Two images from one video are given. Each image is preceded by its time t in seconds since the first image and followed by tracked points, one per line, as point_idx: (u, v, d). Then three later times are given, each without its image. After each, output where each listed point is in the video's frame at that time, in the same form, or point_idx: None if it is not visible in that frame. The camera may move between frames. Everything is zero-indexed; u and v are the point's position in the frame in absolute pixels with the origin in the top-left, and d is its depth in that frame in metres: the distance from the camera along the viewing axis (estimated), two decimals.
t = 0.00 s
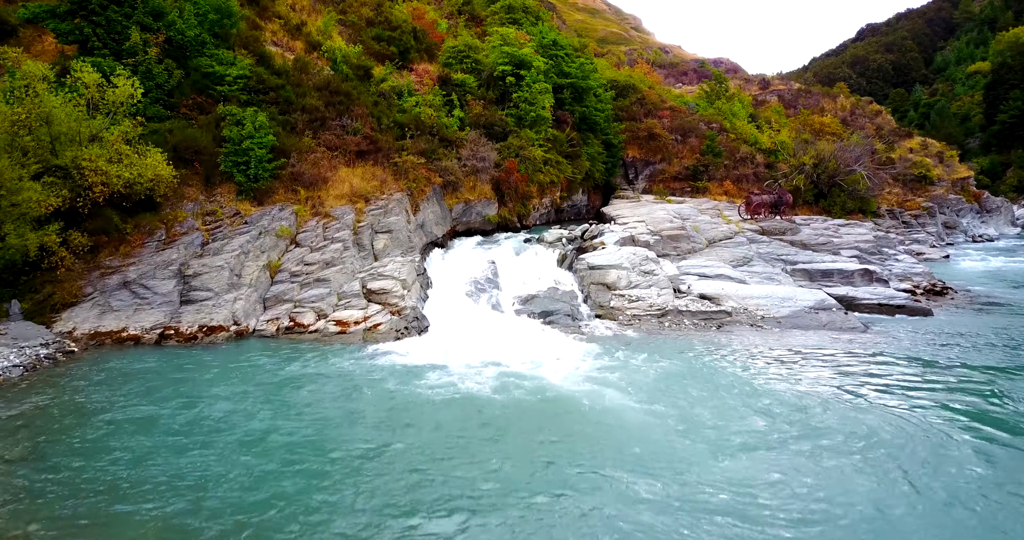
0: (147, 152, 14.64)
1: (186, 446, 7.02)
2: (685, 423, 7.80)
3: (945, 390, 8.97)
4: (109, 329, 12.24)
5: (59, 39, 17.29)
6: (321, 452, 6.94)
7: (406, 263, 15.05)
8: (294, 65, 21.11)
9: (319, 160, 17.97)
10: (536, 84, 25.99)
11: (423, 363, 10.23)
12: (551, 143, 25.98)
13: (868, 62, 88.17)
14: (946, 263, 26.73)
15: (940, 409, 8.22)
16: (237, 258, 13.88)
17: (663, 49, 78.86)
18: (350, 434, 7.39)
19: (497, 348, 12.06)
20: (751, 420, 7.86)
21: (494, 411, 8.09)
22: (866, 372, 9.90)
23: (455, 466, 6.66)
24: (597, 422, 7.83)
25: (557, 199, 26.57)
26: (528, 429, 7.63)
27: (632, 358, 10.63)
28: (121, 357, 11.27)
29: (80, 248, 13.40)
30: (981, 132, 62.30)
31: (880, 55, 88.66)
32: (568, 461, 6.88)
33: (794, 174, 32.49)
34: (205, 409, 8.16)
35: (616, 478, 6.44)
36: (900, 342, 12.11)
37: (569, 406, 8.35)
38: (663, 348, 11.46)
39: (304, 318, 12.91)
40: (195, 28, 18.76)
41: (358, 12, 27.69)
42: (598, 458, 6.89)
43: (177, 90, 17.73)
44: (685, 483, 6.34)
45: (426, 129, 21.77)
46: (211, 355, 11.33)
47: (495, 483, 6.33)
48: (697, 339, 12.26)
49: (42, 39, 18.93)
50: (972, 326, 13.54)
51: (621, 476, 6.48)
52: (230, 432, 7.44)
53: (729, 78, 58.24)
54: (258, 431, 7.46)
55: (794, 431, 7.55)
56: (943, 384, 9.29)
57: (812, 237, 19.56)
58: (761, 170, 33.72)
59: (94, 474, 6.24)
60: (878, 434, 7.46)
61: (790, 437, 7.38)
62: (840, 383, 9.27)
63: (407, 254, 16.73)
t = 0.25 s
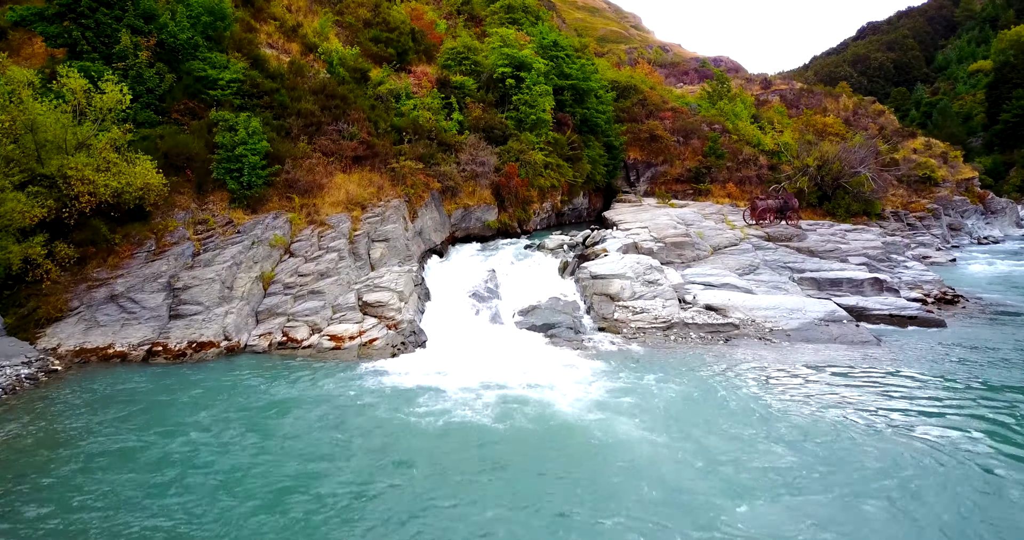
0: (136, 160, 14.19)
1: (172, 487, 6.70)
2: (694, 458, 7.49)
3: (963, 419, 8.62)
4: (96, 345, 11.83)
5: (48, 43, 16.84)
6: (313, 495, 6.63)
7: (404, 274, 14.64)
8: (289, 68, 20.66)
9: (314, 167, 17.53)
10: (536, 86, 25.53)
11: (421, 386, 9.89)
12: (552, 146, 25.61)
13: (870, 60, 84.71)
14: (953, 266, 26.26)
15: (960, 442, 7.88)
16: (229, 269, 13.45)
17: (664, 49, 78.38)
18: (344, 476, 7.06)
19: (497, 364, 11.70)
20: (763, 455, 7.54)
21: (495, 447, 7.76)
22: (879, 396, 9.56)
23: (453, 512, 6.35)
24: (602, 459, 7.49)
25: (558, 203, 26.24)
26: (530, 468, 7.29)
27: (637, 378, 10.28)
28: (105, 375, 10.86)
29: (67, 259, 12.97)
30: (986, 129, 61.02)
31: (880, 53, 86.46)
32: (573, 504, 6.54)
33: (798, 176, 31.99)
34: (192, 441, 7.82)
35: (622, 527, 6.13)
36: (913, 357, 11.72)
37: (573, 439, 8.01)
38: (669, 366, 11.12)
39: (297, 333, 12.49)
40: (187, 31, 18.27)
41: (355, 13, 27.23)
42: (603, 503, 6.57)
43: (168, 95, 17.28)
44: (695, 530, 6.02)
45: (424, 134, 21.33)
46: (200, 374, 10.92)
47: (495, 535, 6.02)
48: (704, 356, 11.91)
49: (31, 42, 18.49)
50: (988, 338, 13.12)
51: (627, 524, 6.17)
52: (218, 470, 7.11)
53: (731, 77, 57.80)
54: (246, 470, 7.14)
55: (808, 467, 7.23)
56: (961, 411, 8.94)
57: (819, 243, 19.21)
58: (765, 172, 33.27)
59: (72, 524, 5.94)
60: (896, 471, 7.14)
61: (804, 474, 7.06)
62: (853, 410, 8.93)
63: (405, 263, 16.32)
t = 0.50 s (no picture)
0: (123, 167, 13.72)
1: (150, 528, 6.38)
2: (698, 491, 7.18)
3: (977, 446, 8.30)
4: (79, 360, 11.50)
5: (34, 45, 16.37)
6: (298, 536, 6.30)
7: (398, 283, 14.24)
8: (282, 70, 20.24)
9: (308, 172, 17.11)
10: (535, 87, 25.12)
11: (415, 408, 9.57)
12: (551, 149, 25.29)
13: (869, 59, 82.22)
14: (958, 269, 25.88)
15: (976, 472, 7.55)
16: (218, 279, 13.05)
17: (663, 48, 77.85)
18: (333, 510, 6.78)
19: (494, 379, 11.32)
20: (770, 487, 7.21)
21: (491, 480, 7.44)
22: (889, 418, 9.23)
23: None
24: (603, 493, 7.17)
25: (557, 207, 26.00)
26: (527, 502, 7.00)
27: (638, 399, 9.95)
28: (86, 393, 10.49)
29: (50, 270, 12.48)
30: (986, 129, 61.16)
31: (880, 51, 84.17)
32: None
33: (800, 178, 31.52)
34: (175, 473, 7.51)
35: None
36: (924, 372, 11.37)
37: (572, 470, 7.70)
38: (671, 384, 10.78)
39: (288, 346, 12.10)
40: (178, 33, 17.79)
41: (351, 13, 26.80)
42: None
43: (158, 99, 16.85)
44: None
45: (421, 137, 20.93)
46: (186, 392, 10.56)
47: None
48: (707, 371, 11.57)
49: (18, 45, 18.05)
50: (999, 350, 12.77)
51: None
52: (201, 506, 6.81)
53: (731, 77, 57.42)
54: (229, 506, 6.81)
55: (817, 501, 6.92)
56: (976, 436, 8.60)
57: (823, 249, 18.93)
58: (766, 174, 32.89)
59: None
60: (909, 506, 6.83)
61: (814, 510, 6.74)
62: (864, 435, 8.61)
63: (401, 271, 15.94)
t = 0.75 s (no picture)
0: (106, 172, 13.20)
1: None
2: (696, 521, 6.88)
3: (987, 467, 7.99)
4: (58, 374, 11.15)
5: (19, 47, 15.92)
6: None
7: (389, 291, 13.89)
8: (274, 73, 19.89)
9: (298, 177, 16.78)
10: (532, 89, 24.77)
11: (405, 427, 9.24)
12: (548, 151, 25.01)
13: (869, 59, 81.26)
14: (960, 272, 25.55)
15: (987, 498, 7.24)
16: (204, 289, 12.69)
17: (662, 47, 77.41)
18: None
19: (487, 392, 10.97)
20: (768, 517, 6.91)
21: (477, 510, 7.11)
22: (895, 437, 8.92)
23: None
24: (594, 524, 6.86)
25: (555, 210, 25.81)
26: (514, 535, 6.67)
27: (636, 417, 9.62)
28: (63, 409, 10.14)
29: (30, 279, 11.73)
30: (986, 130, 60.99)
31: (880, 51, 83.00)
32: None
33: (800, 180, 31.00)
34: (151, 503, 7.20)
35: None
36: (930, 385, 11.05)
37: (566, 498, 7.38)
38: (670, 399, 10.45)
39: (274, 358, 11.72)
40: (167, 34, 17.37)
41: (346, 14, 26.43)
42: None
43: (146, 103, 16.52)
44: None
45: (416, 140, 20.58)
46: (168, 408, 10.22)
47: None
48: (707, 384, 11.25)
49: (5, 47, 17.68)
50: (1007, 360, 12.42)
51: None
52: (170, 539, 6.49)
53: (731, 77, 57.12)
54: None
55: (818, 533, 6.62)
56: (984, 456, 8.30)
57: (824, 254, 18.71)
58: (766, 175, 32.55)
59: None
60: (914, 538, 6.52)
61: None
62: (869, 456, 8.29)
63: (393, 278, 15.61)
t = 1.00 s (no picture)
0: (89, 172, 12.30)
1: None
2: None
3: (994, 480, 7.68)
4: (35, 380, 10.81)
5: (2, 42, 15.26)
6: None
7: (380, 294, 13.55)
8: (265, 71, 19.53)
9: (288, 177, 16.44)
10: (528, 87, 24.41)
11: (391, 440, 8.92)
12: (545, 151, 24.69)
13: (869, 57, 80.51)
14: (962, 272, 25.23)
15: (995, 514, 6.92)
16: (188, 292, 12.34)
17: (661, 46, 76.97)
18: None
19: (477, 400, 10.64)
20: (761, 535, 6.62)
21: (460, 530, 6.81)
22: (899, 448, 8.60)
23: None
24: None
25: (552, 210, 25.57)
26: None
27: (630, 428, 9.31)
28: (38, 417, 9.85)
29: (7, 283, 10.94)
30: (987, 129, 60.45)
31: (880, 49, 82.45)
32: None
33: (800, 179, 30.58)
34: (122, 520, 6.91)
35: None
36: (933, 392, 10.73)
37: (556, 517, 7.08)
38: (666, 407, 10.13)
39: (260, 364, 11.37)
40: (154, 30, 16.94)
41: (340, 11, 26.04)
42: None
43: (133, 102, 16.16)
44: None
45: (409, 139, 20.24)
46: (146, 417, 9.90)
47: None
48: (705, 391, 10.92)
49: None
50: (1012, 365, 12.11)
51: None
52: None
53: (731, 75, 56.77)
54: None
55: None
56: (992, 469, 7.98)
57: (823, 254, 18.52)
58: (766, 175, 32.21)
59: None
60: None
61: None
62: (871, 469, 7.99)
63: (384, 280, 15.29)
